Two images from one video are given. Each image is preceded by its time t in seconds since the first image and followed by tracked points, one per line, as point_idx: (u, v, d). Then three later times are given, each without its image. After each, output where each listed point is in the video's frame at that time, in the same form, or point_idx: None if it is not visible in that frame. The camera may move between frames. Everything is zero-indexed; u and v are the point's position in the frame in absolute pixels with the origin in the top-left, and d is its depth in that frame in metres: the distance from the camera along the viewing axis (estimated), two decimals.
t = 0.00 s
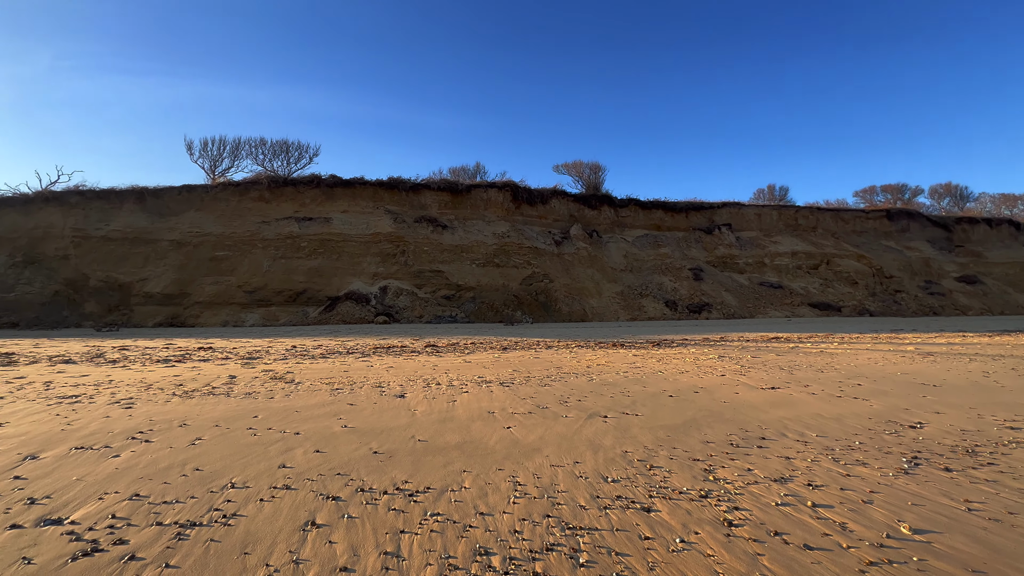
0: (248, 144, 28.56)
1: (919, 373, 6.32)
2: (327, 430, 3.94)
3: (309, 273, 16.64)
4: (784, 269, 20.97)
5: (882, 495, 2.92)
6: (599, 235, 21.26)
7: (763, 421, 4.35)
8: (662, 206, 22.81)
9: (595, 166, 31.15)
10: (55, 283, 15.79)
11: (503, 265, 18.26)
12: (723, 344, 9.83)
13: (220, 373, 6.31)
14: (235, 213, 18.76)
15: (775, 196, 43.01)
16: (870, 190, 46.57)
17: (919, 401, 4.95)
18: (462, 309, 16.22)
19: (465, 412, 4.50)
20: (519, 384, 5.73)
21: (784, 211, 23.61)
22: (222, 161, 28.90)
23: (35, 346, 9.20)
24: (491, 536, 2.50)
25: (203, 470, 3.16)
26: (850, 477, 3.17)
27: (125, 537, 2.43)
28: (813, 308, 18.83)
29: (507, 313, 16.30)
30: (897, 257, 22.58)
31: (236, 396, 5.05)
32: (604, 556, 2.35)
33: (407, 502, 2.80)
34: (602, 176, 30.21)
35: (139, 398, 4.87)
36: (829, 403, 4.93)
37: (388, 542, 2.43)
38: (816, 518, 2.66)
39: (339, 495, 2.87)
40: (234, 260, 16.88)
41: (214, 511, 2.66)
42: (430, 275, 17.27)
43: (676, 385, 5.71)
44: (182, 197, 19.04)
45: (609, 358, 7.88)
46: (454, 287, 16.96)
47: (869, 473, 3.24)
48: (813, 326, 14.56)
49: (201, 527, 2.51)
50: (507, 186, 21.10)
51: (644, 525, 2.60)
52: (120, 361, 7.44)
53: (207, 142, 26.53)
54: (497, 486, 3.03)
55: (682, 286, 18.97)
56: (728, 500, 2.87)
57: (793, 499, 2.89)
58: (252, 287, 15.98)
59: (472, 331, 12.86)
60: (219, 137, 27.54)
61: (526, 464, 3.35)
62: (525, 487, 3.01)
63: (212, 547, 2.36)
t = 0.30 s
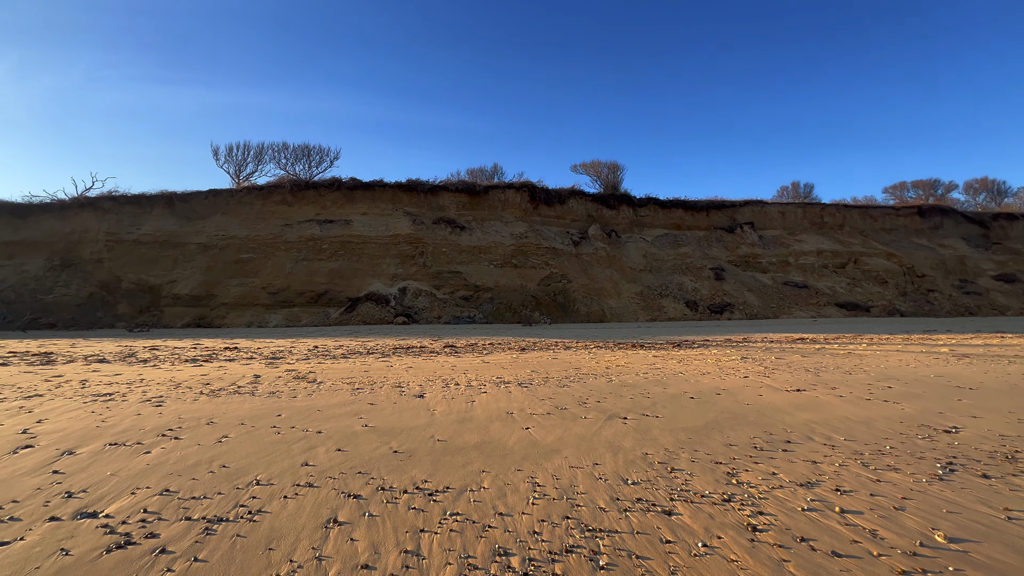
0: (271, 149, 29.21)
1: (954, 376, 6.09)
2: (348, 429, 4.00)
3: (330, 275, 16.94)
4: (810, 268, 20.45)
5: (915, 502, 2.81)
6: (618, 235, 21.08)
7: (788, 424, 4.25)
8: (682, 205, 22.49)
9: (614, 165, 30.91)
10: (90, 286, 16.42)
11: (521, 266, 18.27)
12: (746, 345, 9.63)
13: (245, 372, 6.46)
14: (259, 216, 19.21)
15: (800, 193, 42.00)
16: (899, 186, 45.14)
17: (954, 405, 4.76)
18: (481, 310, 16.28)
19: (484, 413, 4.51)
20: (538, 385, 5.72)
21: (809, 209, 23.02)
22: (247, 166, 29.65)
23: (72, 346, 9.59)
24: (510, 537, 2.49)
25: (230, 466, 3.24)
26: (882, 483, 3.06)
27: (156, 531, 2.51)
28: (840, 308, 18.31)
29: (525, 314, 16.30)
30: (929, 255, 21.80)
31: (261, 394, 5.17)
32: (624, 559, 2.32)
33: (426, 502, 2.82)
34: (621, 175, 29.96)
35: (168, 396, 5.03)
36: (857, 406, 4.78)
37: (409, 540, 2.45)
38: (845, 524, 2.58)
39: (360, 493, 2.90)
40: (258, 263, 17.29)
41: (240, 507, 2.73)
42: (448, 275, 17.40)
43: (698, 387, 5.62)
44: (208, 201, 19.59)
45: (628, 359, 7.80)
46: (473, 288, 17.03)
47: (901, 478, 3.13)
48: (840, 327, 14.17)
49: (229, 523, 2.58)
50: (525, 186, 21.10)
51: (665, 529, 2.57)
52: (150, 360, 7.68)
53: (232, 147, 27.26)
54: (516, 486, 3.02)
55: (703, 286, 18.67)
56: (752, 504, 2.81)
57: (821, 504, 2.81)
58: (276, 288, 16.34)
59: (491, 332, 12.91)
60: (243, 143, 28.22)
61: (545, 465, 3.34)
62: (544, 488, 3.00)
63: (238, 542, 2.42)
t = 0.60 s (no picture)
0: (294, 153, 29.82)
1: (993, 378, 5.83)
2: (370, 428, 4.06)
3: (351, 276, 17.21)
4: (837, 266, 19.89)
5: (953, 508, 2.70)
6: (637, 234, 20.86)
7: (816, 426, 4.14)
8: (703, 203, 22.11)
9: (633, 164, 30.60)
10: (124, 288, 17.04)
11: (540, 265, 18.24)
12: (771, 345, 9.42)
13: (270, 372, 6.61)
14: (283, 219, 19.64)
15: (826, 188, 40.91)
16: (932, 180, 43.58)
17: (993, 408, 4.56)
18: (499, 310, 16.32)
19: (503, 413, 4.52)
20: (557, 385, 5.70)
21: (836, 205, 22.38)
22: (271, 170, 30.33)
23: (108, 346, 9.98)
24: (531, 537, 2.49)
25: (256, 463, 3.33)
26: (916, 488, 2.96)
27: (187, 525, 2.58)
28: (869, 307, 17.76)
29: (544, 314, 16.28)
30: (965, 252, 20.95)
31: (285, 393, 5.29)
32: (646, 561, 2.30)
33: (447, 501, 2.84)
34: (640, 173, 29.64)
35: (198, 395, 5.18)
36: (888, 408, 4.63)
37: (430, 539, 2.47)
38: (877, 530, 2.50)
39: (382, 491, 2.94)
40: (282, 265, 17.68)
41: (266, 503, 2.80)
42: (467, 276, 17.49)
43: (721, 387, 5.52)
44: (234, 205, 20.11)
45: (649, 359, 7.72)
46: (491, 288, 17.09)
47: (937, 483, 3.02)
48: (870, 326, 13.73)
49: (255, 518, 2.64)
50: (543, 186, 21.04)
51: (688, 532, 2.53)
52: (179, 360, 7.92)
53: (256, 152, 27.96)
54: (536, 486, 3.02)
55: (725, 285, 18.33)
56: (778, 508, 2.75)
57: (851, 509, 2.72)
58: (299, 289, 16.69)
59: (509, 332, 12.92)
60: (267, 148, 28.90)
61: (565, 466, 3.33)
62: (565, 489, 2.99)
63: (264, 537, 2.48)
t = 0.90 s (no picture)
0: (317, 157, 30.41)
1: None
2: (392, 427, 4.11)
3: (373, 277, 17.47)
4: (868, 262, 19.24)
5: (995, 515, 2.58)
6: (658, 232, 20.58)
7: (847, 428, 4.01)
8: (726, 199, 21.66)
9: (653, 161, 30.21)
10: (157, 290, 17.68)
11: (559, 265, 18.17)
12: (799, 345, 9.17)
13: (296, 371, 6.76)
14: (306, 221, 20.06)
15: (856, 182, 39.61)
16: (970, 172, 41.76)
17: None
18: (519, 310, 16.33)
19: (524, 412, 4.52)
20: (578, 385, 5.67)
21: (866, 200, 21.65)
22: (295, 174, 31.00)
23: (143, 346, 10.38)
24: (552, 537, 2.48)
25: (283, 461, 3.41)
26: (955, 493, 2.84)
27: (218, 519, 2.67)
28: (902, 305, 17.13)
29: (564, 314, 16.21)
30: (1006, 247, 20.02)
31: (311, 392, 5.40)
32: (670, 564, 2.27)
33: (469, 500, 2.85)
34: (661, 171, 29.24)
35: (227, 393, 5.34)
36: (925, 410, 4.45)
37: (453, 537, 2.49)
38: (913, 536, 2.41)
39: (405, 489, 2.98)
40: (306, 266, 18.07)
41: (292, 500, 2.86)
42: (486, 276, 17.56)
43: (746, 388, 5.40)
44: (260, 208, 20.63)
45: (671, 359, 7.61)
46: (511, 288, 17.11)
47: (977, 488, 2.89)
48: (903, 325, 13.23)
49: (283, 514, 2.71)
50: (562, 185, 20.95)
51: (714, 534, 2.48)
52: (209, 359, 8.18)
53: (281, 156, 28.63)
54: (557, 487, 3.01)
55: (750, 283, 17.94)
56: (808, 512, 2.67)
57: (884, 514, 2.63)
58: (322, 290, 17.02)
59: (529, 331, 12.92)
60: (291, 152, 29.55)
61: (587, 466, 3.31)
62: (587, 489, 2.97)
63: (292, 532, 2.54)
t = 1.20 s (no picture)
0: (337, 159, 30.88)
1: None
2: (412, 426, 4.15)
3: (392, 277, 17.67)
4: (897, 258, 18.63)
5: None
6: (678, 229, 20.31)
7: (876, 429, 3.89)
8: (748, 195, 21.23)
9: (672, 158, 29.80)
10: (185, 292, 18.22)
11: (577, 264, 18.09)
12: (825, 344, 8.93)
13: (318, 371, 6.88)
14: (327, 223, 20.40)
15: (884, 176, 38.41)
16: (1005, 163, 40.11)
17: None
18: (537, 309, 16.32)
19: (542, 412, 4.52)
20: (597, 384, 5.63)
21: (895, 194, 20.95)
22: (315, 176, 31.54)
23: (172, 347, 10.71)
24: (572, 537, 2.48)
25: (307, 458, 3.48)
26: (993, 497, 2.73)
27: (245, 515, 2.74)
28: (934, 302, 16.54)
29: (582, 313, 16.13)
30: None
31: (332, 391, 5.49)
32: (692, 566, 2.24)
33: (489, 498, 2.87)
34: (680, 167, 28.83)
35: (252, 392, 5.47)
36: (960, 411, 4.29)
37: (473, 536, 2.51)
38: (947, 542, 2.33)
39: (426, 487, 3.01)
40: (327, 267, 18.38)
41: (316, 497, 2.92)
42: (503, 275, 17.59)
43: (770, 388, 5.29)
44: (282, 211, 21.06)
45: (692, 359, 7.50)
46: (528, 288, 17.11)
47: (1016, 492, 2.78)
48: (936, 323, 12.77)
49: (307, 511, 2.76)
50: (579, 183, 20.82)
51: (737, 537, 2.44)
52: (234, 359, 8.40)
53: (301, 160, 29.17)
54: (577, 486, 3.00)
55: (773, 280, 17.56)
56: (835, 515, 2.61)
57: (917, 518, 2.55)
58: (343, 291, 17.30)
59: (546, 331, 12.91)
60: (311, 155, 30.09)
61: (607, 466, 3.28)
62: (606, 490, 2.96)
63: (316, 528, 2.59)
